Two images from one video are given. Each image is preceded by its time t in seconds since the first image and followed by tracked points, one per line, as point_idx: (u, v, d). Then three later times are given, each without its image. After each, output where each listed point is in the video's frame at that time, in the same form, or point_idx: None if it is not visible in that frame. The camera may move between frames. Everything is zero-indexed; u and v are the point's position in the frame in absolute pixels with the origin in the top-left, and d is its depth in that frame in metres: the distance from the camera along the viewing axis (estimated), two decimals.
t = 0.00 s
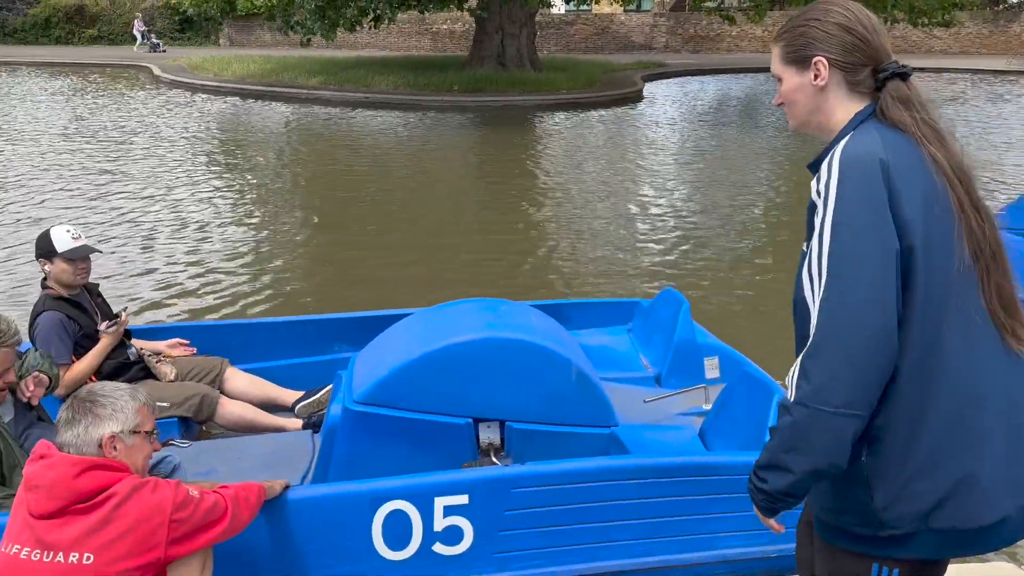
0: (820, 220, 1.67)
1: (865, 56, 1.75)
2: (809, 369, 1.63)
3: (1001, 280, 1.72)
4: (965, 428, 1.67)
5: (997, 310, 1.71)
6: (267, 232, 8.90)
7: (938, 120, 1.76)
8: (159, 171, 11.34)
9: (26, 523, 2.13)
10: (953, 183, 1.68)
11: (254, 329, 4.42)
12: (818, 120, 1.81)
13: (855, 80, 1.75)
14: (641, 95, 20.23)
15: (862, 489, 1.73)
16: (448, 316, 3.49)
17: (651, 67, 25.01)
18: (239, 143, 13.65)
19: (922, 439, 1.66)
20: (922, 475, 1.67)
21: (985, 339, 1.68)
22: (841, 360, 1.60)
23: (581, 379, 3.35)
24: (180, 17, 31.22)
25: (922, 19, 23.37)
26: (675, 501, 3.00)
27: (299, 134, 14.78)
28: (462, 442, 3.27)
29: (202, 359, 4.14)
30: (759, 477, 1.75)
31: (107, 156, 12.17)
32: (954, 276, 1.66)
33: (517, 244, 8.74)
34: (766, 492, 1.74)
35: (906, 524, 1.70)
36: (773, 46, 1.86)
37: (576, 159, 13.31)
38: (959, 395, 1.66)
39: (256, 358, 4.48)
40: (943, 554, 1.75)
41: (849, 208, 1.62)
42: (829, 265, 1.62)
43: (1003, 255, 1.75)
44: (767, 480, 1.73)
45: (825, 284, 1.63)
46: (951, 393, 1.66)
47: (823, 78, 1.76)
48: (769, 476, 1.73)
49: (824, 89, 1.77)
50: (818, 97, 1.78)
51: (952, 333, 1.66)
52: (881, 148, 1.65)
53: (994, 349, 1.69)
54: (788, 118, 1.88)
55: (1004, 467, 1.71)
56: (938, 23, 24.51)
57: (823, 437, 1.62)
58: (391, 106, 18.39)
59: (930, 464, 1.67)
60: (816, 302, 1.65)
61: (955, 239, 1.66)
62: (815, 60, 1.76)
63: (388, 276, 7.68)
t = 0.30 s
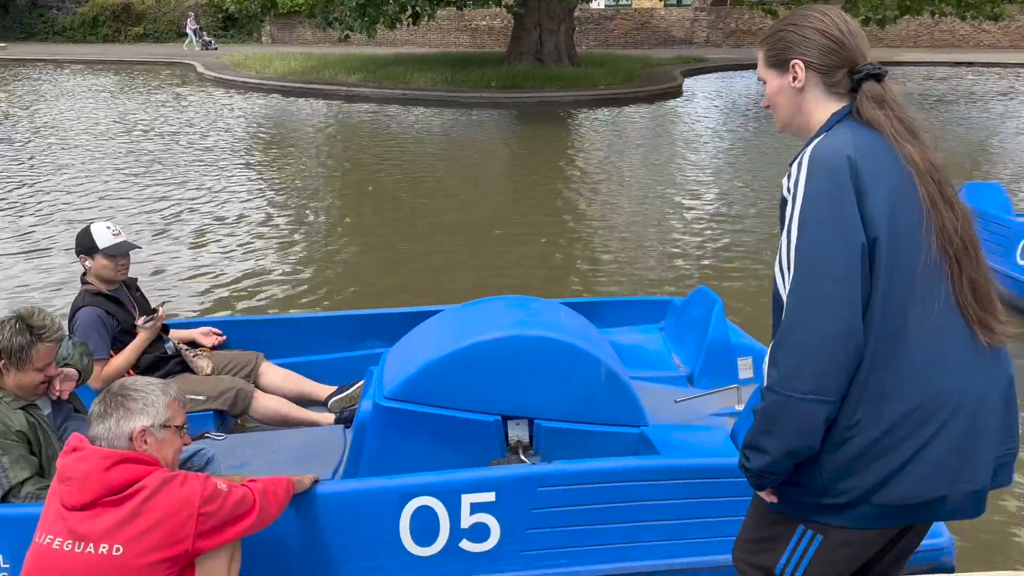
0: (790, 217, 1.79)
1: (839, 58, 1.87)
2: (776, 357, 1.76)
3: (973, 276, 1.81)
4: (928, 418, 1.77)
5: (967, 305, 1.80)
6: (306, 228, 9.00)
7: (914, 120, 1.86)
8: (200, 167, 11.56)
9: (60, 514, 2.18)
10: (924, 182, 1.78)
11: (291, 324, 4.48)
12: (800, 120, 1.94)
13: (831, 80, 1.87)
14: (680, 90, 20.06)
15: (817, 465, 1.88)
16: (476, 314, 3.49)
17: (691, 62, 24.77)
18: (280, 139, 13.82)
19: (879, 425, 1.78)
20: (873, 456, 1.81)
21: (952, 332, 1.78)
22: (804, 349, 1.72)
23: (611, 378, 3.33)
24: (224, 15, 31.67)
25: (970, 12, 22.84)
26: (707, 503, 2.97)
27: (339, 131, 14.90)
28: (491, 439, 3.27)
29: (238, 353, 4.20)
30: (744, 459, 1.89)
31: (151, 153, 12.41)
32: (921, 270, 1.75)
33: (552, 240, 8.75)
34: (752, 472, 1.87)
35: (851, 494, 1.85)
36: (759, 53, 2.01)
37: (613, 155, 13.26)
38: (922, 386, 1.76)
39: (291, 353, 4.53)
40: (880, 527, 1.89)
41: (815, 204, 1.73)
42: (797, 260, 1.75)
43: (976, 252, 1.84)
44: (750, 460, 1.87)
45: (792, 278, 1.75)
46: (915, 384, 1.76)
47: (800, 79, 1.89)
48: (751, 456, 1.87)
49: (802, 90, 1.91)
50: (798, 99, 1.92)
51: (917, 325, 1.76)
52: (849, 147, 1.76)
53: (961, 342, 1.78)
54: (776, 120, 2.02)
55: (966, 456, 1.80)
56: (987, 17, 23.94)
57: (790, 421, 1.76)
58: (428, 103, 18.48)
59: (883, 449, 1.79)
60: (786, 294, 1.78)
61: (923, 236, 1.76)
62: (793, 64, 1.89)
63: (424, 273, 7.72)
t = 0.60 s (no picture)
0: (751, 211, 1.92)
1: (802, 59, 2.01)
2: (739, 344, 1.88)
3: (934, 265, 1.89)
4: (888, 403, 1.86)
5: (926, 293, 1.89)
6: (337, 222, 9.06)
7: (879, 117, 1.97)
8: (233, 161, 11.70)
9: (90, 506, 2.22)
10: (882, 175, 1.88)
11: (321, 318, 4.51)
12: (769, 117, 2.09)
13: (796, 79, 2.02)
14: (714, 83, 19.84)
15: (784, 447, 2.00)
16: (506, 309, 3.50)
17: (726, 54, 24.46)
18: (313, 133, 13.93)
19: (836, 408, 1.89)
20: (832, 438, 1.91)
21: (911, 319, 1.87)
22: (761, 334, 1.84)
23: (638, 375, 3.30)
24: (259, 10, 32.00)
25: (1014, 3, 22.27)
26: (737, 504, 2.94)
27: (371, 125, 14.96)
28: (518, 434, 3.27)
29: (269, 347, 4.24)
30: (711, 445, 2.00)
31: (186, 146, 12.59)
32: (877, 260, 1.85)
33: (583, 234, 8.72)
34: (719, 459, 1.98)
35: (810, 476, 1.96)
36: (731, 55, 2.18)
37: (645, 149, 13.16)
38: (880, 371, 1.85)
39: (322, 347, 4.57)
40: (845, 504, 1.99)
41: (770, 199, 1.86)
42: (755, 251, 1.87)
43: (938, 243, 1.92)
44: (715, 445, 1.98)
45: (753, 267, 1.88)
46: (874, 370, 1.85)
47: (766, 78, 2.04)
48: (716, 442, 1.98)
49: (768, 89, 2.06)
50: (765, 96, 2.07)
51: (875, 313, 1.85)
52: (807, 144, 1.89)
53: (921, 329, 1.87)
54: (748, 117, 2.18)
55: (926, 442, 1.88)
56: None
57: (753, 407, 1.88)
58: (460, 96, 18.47)
59: (841, 432, 1.90)
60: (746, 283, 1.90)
61: (880, 227, 1.86)
62: (758, 64, 2.05)
63: (453, 267, 7.72)
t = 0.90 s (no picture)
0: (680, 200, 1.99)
1: (745, 49, 2.05)
2: (662, 328, 1.95)
3: (866, 252, 1.92)
4: (812, 390, 1.91)
5: (856, 281, 1.92)
6: (362, 214, 9.09)
7: (818, 108, 2.00)
8: (259, 153, 11.79)
9: (119, 499, 2.24)
10: (813, 164, 1.92)
11: (348, 311, 4.52)
12: (718, 109, 2.14)
13: (741, 69, 2.06)
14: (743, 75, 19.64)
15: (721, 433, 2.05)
16: (529, 303, 3.48)
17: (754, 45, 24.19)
18: (338, 126, 13.99)
19: (761, 392, 1.95)
20: (766, 425, 1.97)
21: (837, 307, 1.91)
22: (681, 318, 1.91)
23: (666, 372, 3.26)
24: (287, 2, 32.13)
25: None
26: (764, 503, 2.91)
27: (396, 117, 14.98)
28: (543, 430, 3.26)
29: (296, 339, 4.27)
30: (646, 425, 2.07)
31: (212, 139, 12.70)
32: (800, 250, 1.90)
33: (607, 226, 8.69)
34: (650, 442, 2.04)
35: (754, 466, 2.00)
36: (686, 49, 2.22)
37: (672, 140, 13.06)
38: (802, 357, 1.91)
39: (348, 340, 4.59)
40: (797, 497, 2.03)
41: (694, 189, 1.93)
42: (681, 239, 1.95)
43: (876, 230, 1.94)
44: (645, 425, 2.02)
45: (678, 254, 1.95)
46: (798, 356, 1.91)
47: (713, 71, 2.09)
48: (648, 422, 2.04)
49: (717, 82, 2.11)
50: (713, 89, 2.12)
51: (797, 300, 1.91)
52: (736, 135, 1.95)
53: (847, 316, 1.91)
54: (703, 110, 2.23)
55: (855, 430, 1.92)
56: None
57: (675, 387, 1.93)
58: (486, 88, 18.44)
59: (771, 416, 1.95)
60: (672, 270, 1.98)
61: (806, 217, 1.91)
62: (706, 59, 2.10)
63: (477, 260, 7.71)
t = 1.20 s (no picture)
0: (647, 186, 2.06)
1: (717, 40, 2.09)
2: (623, 309, 2.04)
3: (829, 234, 1.93)
4: (773, 372, 1.94)
5: (817, 262, 1.93)
6: (380, 205, 9.09)
7: (787, 96, 2.02)
8: (279, 145, 11.84)
9: (136, 492, 2.24)
10: (775, 149, 1.94)
11: (366, 304, 4.52)
12: (697, 99, 2.19)
13: (715, 61, 2.10)
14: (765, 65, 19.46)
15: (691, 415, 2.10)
16: (549, 297, 3.46)
17: (777, 36, 23.94)
18: (358, 118, 14.02)
19: (724, 374, 1.99)
20: (733, 407, 2.00)
21: (798, 290, 1.93)
22: (640, 300, 1.99)
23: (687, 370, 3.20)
24: None
25: None
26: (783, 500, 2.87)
27: (415, 109, 14.96)
28: (561, 425, 3.23)
29: (314, 332, 4.27)
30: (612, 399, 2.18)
31: (233, 131, 12.77)
32: (759, 234, 1.94)
33: (626, 218, 8.66)
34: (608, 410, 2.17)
35: (728, 450, 2.03)
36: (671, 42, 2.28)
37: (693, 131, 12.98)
38: (761, 339, 1.94)
39: (367, 332, 4.58)
40: (769, 484, 2.05)
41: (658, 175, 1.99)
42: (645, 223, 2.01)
43: (840, 212, 1.95)
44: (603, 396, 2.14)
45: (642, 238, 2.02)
46: (757, 338, 1.94)
47: (689, 64, 2.13)
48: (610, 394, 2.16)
49: (694, 73, 2.14)
50: (690, 81, 2.16)
51: (758, 282, 1.95)
52: (699, 125, 2.00)
53: (807, 299, 1.93)
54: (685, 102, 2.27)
55: (817, 412, 1.94)
56: None
57: (625, 363, 2.05)
58: (506, 80, 18.38)
59: (734, 397, 1.99)
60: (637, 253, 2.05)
61: (767, 201, 1.94)
62: (681, 51, 2.14)
63: (495, 252, 7.69)
